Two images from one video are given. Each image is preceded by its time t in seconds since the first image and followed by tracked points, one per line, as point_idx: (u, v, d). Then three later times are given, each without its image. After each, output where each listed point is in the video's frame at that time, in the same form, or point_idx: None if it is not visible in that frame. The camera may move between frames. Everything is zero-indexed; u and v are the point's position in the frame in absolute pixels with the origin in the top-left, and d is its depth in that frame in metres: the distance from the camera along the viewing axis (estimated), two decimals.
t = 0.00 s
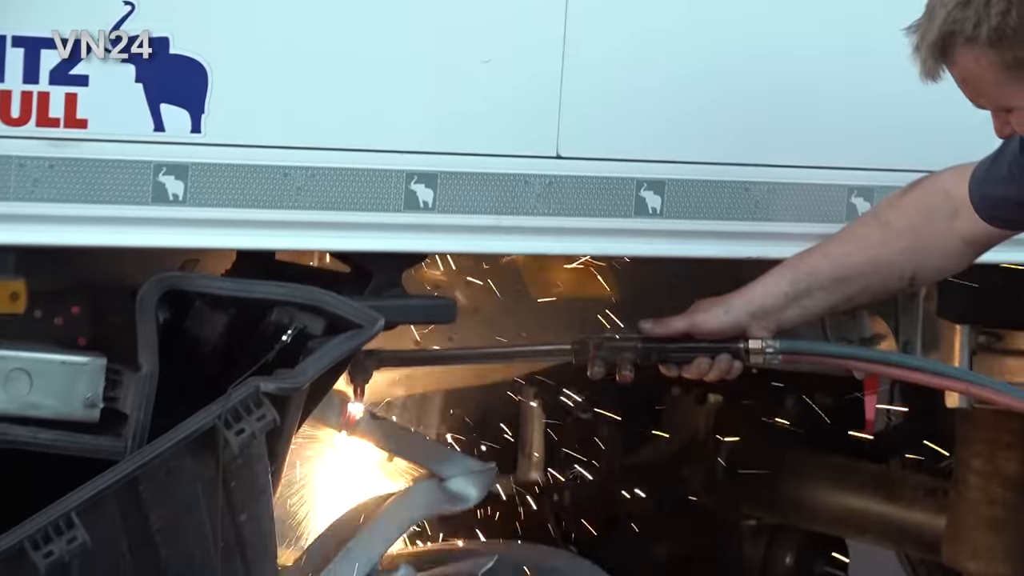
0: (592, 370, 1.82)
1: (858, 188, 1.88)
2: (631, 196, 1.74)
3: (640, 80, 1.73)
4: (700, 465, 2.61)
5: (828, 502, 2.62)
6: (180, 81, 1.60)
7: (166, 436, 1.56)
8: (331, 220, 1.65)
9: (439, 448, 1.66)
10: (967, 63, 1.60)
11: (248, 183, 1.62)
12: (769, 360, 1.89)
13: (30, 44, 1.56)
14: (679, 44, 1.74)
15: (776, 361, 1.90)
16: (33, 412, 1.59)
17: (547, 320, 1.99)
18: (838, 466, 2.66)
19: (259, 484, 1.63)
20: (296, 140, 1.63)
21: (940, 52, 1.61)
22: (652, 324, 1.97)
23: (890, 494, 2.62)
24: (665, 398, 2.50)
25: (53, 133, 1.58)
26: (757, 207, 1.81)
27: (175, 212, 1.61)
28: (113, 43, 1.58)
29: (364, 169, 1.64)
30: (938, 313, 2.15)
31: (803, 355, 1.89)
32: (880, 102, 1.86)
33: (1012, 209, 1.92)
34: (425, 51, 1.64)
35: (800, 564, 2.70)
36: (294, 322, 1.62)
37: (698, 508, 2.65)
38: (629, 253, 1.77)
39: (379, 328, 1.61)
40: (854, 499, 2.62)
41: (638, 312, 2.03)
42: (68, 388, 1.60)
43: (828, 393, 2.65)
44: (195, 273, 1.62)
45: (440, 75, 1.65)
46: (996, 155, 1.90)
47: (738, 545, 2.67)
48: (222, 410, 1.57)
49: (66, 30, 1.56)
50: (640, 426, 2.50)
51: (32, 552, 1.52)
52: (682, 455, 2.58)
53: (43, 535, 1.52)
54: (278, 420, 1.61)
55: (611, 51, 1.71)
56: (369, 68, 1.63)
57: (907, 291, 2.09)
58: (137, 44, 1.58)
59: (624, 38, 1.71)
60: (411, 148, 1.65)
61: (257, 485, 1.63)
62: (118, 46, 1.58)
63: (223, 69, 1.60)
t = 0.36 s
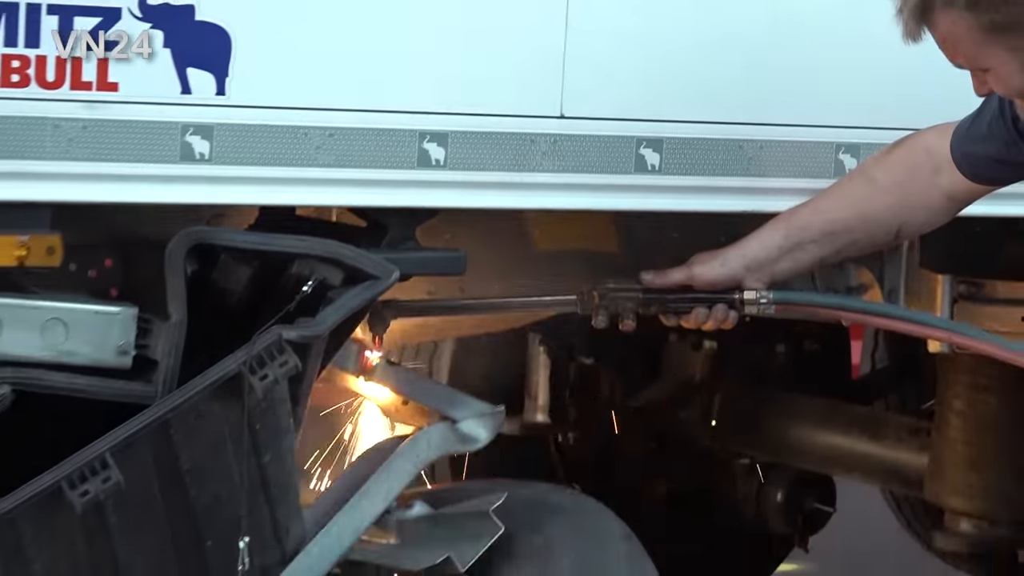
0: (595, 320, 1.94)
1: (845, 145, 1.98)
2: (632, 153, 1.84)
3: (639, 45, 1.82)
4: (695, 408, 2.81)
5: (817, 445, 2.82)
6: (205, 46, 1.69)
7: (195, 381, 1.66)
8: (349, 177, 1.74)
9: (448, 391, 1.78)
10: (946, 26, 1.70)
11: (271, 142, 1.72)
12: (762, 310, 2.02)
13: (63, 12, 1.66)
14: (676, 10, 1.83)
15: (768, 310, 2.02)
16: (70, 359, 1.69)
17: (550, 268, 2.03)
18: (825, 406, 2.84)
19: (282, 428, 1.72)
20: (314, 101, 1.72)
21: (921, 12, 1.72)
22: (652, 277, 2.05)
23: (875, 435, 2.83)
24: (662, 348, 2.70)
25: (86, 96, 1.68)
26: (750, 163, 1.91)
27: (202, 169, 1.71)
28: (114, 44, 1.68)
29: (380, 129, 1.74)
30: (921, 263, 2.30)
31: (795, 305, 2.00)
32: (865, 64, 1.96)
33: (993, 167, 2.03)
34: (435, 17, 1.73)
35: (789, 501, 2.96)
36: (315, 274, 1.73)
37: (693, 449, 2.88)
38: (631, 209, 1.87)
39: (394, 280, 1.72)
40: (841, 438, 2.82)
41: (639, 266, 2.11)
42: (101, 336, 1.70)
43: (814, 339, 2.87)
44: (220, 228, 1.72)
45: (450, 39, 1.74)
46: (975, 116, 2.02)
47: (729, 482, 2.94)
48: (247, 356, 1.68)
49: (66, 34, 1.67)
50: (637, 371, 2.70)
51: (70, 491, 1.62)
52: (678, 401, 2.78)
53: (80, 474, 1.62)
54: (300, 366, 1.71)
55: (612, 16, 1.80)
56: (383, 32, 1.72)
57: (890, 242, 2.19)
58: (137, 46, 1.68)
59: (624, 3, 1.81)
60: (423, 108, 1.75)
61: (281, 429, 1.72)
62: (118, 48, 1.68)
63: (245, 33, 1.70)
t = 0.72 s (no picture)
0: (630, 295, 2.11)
1: (866, 127, 2.09)
2: (664, 135, 1.94)
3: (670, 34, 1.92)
4: (723, 376, 2.99)
5: (841, 411, 2.94)
6: (260, 36, 1.79)
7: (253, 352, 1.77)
8: (398, 158, 1.84)
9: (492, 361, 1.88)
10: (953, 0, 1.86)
11: (325, 126, 1.81)
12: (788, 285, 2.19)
13: (128, 4, 1.78)
14: None
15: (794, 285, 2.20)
16: (136, 331, 1.81)
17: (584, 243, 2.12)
18: (847, 374, 2.97)
19: (334, 396, 1.83)
20: (365, 87, 1.82)
21: None
22: (684, 253, 2.16)
23: (895, 400, 2.94)
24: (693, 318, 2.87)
25: (149, 83, 1.78)
26: (776, 143, 2.02)
27: (258, 152, 1.81)
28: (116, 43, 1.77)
29: (426, 112, 1.84)
30: (938, 239, 2.46)
31: (819, 280, 2.18)
32: (883, 50, 2.06)
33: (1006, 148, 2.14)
34: (478, 7, 1.83)
35: (815, 464, 3.09)
36: (365, 250, 1.83)
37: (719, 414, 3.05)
38: (664, 187, 1.97)
39: (440, 255, 1.81)
40: (864, 405, 2.94)
41: (670, 243, 2.21)
42: (165, 309, 1.81)
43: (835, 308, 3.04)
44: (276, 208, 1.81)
45: (492, 28, 1.84)
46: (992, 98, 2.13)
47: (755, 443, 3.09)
48: (302, 328, 1.78)
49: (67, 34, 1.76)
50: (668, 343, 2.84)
51: (137, 456, 1.74)
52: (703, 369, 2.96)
53: (147, 440, 1.74)
54: (351, 337, 1.81)
55: (644, 4, 1.90)
56: (429, 21, 1.82)
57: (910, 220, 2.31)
58: (137, 45, 1.78)
59: None
60: (467, 93, 1.84)
61: (335, 395, 1.83)
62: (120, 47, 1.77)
63: (298, 23, 1.80)
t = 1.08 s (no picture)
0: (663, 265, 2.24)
1: (887, 105, 2.20)
2: (696, 113, 2.04)
3: (700, 18, 2.02)
4: (751, 342, 3.22)
5: (862, 375, 3.18)
6: (314, 20, 1.89)
7: (308, 319, 1.87)
8: (444, 135, 1.94)
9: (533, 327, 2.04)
10: None
11: (376, 106, 1.92)
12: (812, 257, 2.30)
13: None
14: None
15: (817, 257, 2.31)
16: (197, 300, 1.92)
17: (623, 214, 2.25)
18: (871, 340, 3.20)
19: (384, 358, 1.95)
20: (413, 68, 1.92)
21: None
22: (714, 225, 2.29)
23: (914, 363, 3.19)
24: (721, 287, 3.13)
25: (209, 65, 1.88)
26: (801, 121, 2.12)
27: (312, 130, 1.91)
28: (116, 43, 1.86)
29: (471, 92, 1.94)
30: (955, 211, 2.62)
31: (842, 251, 2.31)
32: (900, 33, 2.16)
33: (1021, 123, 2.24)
34: None
35: (838, 424, 3.41)
36: (414, 223, 1.94)
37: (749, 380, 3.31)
38: (696, 163, 2.07)
39: (484, 228, 1.93)
40: (885, 369, 3.17)
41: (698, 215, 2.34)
42: (224, 278, 1.93)
43: (858, 279, 3.29)
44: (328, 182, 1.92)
45: (534, 12, 1.94)
46: (1007, 78, 2.22)
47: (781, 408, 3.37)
48: (354, 296, 1.89)
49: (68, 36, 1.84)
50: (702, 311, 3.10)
51: (199, 417, 1.84)
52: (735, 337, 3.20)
53: (208, 403, 1.84)
54: (401, 305, 1.92)
55: None
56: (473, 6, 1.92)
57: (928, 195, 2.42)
58: (137, 45, 1.87)
59: None
60: (511, 74, 1.95)
61: (384, 359, 1.95)
62: (121, 46, 1.86)
63: (350, 8, 1.90)
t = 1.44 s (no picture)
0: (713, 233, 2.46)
1: (927, 86, 2.35)
2: (745, 93, 2.18)
3: (744, 5, 2.15)
4: (797, 312, 3.41)
5: (897, 344, 3.29)
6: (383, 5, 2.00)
7: (379, 289, 1.97)
8: (506, 115, 2.06)
9: (587, 296, 2.21)
10: None
11: (442, 88, 2.03)
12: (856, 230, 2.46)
13: None
14: None
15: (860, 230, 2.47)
16: (273, 271, 2.03)
17: (677, 190, 2.46)
18: (910, 309, 3.30)
19: (449, 326, 2.05)
20: (478, 51, 2.03)
21: None
22: (764, 196, 2.45)
23: (950, 332, 3.24)
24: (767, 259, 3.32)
25: (284, 48, 1.98)
26: (847, 101, 2.26)
27: (381, 110, 2.02)
28: (116, 43, 1.93)
29: (532, 74, 2.06)
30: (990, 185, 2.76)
31: (883, 225, 2.45)
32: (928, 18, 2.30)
33: None
34: None
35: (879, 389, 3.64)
36: (477, 198, 2.04)
37: (793, 345, 3.57)
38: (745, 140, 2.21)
39: (543, 202, 2.05)
40: (921, 336, 3.26)
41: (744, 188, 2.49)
42: (298, 251, 2.04)
43: (899, 252, 3.50)
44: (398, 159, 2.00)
45: None
46: None
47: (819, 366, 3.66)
48: (421, 267, 1.98)
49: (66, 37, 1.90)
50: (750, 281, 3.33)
51: (275, 381, 1.95)
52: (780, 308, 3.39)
53: (283, 367, 1.95)
54: (464, 276, 2.01)
55: None
56: None
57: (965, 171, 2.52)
58: (137, 45, 1.94)
59: None
60: (570, 57, 2.07)
61: (449, 327, 2.05)
62: (121, 46, 1.93)
63: None
